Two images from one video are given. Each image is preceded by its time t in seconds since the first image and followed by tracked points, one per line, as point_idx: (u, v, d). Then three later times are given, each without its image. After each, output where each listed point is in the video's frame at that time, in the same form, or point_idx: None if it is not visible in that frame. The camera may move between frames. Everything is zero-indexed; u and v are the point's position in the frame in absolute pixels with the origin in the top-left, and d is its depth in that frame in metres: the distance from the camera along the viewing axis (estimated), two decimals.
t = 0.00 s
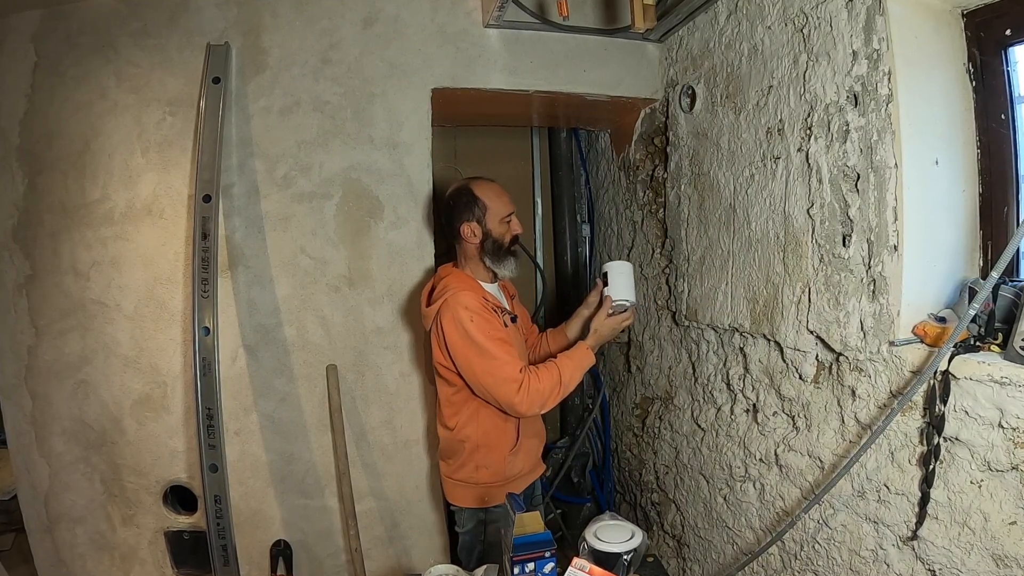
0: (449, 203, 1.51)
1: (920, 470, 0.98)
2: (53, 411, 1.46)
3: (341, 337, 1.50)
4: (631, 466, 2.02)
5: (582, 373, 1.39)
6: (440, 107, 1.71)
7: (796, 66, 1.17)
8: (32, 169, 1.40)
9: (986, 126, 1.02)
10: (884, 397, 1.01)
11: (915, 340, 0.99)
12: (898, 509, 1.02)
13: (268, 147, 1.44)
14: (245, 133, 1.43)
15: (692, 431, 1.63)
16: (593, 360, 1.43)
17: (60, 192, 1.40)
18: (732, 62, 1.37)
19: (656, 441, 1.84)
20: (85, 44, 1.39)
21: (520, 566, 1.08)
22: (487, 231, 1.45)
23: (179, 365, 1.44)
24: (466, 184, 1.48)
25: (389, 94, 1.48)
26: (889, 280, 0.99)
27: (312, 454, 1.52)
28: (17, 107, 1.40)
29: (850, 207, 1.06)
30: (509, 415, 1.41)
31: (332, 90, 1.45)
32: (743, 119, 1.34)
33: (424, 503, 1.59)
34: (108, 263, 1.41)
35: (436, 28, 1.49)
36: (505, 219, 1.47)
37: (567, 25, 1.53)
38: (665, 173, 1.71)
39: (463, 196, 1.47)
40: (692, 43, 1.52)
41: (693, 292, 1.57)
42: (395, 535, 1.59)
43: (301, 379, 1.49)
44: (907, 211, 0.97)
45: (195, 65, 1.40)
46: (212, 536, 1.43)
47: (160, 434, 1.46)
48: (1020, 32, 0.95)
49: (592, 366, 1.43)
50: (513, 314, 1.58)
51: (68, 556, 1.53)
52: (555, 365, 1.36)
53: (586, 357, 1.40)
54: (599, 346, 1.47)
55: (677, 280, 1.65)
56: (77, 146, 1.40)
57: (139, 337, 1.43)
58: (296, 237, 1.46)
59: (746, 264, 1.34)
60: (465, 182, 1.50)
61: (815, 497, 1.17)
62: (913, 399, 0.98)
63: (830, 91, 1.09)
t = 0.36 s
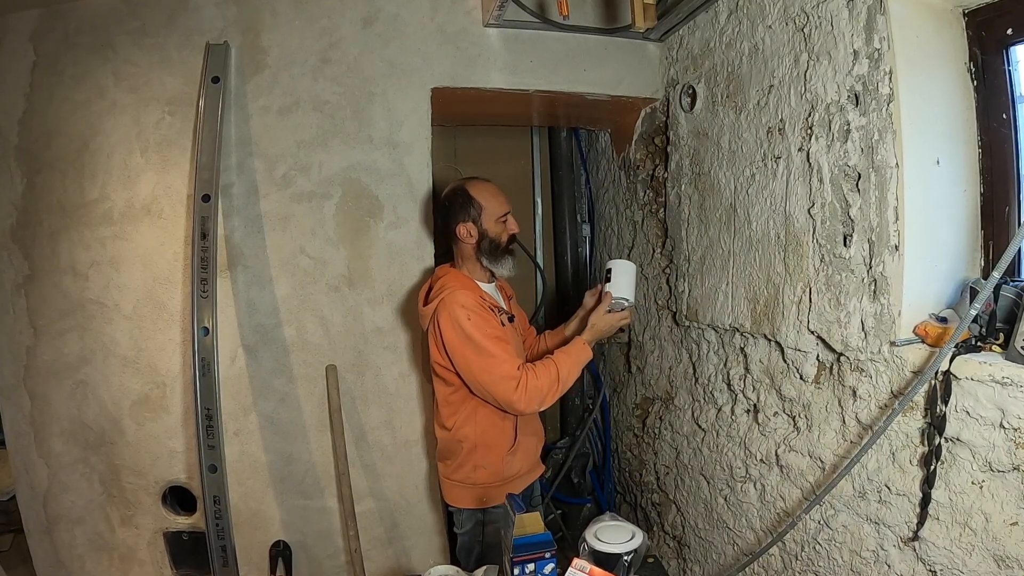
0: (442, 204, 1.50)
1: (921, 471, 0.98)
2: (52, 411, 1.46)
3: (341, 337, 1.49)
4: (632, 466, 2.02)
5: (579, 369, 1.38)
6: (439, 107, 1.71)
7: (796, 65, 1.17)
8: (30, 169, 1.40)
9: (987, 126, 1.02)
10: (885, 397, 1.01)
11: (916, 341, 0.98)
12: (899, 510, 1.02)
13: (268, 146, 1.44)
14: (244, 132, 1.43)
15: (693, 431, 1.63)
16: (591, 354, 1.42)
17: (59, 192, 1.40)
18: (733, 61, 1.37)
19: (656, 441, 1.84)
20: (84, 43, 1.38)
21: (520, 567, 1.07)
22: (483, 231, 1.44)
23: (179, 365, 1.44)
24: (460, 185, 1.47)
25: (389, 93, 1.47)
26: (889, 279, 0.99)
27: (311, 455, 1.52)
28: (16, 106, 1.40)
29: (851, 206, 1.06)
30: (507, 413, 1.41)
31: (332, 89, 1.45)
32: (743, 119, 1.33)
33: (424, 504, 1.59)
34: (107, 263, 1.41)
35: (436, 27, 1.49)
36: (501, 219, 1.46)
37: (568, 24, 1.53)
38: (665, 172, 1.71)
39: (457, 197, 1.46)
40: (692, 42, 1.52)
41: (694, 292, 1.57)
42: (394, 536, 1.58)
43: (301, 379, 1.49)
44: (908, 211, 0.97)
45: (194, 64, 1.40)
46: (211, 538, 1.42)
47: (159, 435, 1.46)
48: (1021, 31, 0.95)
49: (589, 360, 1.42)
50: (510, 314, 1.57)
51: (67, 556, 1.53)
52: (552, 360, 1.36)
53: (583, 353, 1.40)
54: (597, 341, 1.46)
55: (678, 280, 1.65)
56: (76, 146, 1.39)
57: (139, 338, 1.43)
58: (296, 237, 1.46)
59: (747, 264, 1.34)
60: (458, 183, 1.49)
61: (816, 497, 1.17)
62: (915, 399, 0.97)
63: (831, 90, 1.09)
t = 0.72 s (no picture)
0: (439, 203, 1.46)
1: (922, 471, 0.97)
2: (50, 411, 1.46)
3: (341, 337, 1.49)
4: (632, 466, 2.01)
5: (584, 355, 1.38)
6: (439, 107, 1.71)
7: (797, 65, 1.17)
8: (29, 169, 1.39)
9: (989, 125, 1.02)
10: (886, 397, 1.01)
11: (918, 341, 0.98)
12: (900, 510, 1.02)
13: (267, 146, 1.43)
14: (244, 132, 1.42)
15: (694, 432, 1.63)
16: (592, 340, 1.42)
17: (58, 192, 1.40)
18: (733, 60, 1.36)
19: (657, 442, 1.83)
20: (83, 42, 1.38)
21: (520, 567, 1.07)
22: (491, 226, 1.43)
23: (178, 365, 1.44)
24: (459, 184, 1.45)
25: (388, 93, 1.47)
26: (891, 279, 0.99)
27: (310, 455, 1.51)
28: (15, 106, 1.39)
29: (852, 206, 1.06)
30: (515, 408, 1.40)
31: (332, 89, 1.44)
32: (744, 119, 1.33)
33: (424, 504, 1.58)
34: (106, 263, 1.41)
35: (436, 27, 1.49)
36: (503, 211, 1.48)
37: (568, 24, 1.52)
38: (666, 172, 1.70)
39: (460, 196, 1.42)
40: (693, 41, 1.51)
41: (694, 291, 1.56)
42: (394, 537, 1.58)
43: (300, 379, 1.48)
44: (910, 211, 0.96)
45: (194, 63, 1.40)
46: (211, 538, 1.42)
47: (158, 435, 1.46)
48: (1022, 30, 0.95)
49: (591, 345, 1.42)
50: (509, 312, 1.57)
51: (66, 557, 1.53)
52: (556, 349, 1.35)
53: (584, 337, 1.40)
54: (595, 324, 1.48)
55: (678, 280, 1.64)
56: (75, 146, 1.39)
57: (138, 338, 1.43)
58: (296, 237, 1.45)
59: (747, 264, 1.33)
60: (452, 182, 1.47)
61: (817, 498, 1.16)
62: (916, 399, 0.97)
63: (832, 90, 1.09)
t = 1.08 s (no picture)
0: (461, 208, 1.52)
1: (923, 472, 0.97)
2: (48, 411, 1.45)
3: (340, 337, 1.49)
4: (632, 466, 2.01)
5: (572, 395, 1.39)
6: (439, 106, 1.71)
7: (798, 64, 1.16)
8: (28, 168, 1.39)
9: (990, 125, 1.01)
10: (887, 397, 1.01)
11: (919, 341, 0.98)
12: (901, 511, 1.01)
13: (267, 146, 1.43)
14: (243, 132, 1.42)
15: (694, 432, 1.62)
16: (586, 385, 1.43)
17: (57, 192, 1.39)
18: (734, 59, 1.36)
19: (657, 442, 1.83)
20: (81, 42, 1.38)
21: (520, 568, 1.06)
22: (512, 223, 1.50)
23: (177, 365, 1.43)
24: (475, 186, 1.51)
25: (388, 92, 1.47)
26: (892, 280, 0.98)
27: (310, 456, 1.51)
28: (13, 105, 1.39)
29: (853, 206, 1.05)
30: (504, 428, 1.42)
31: (331, 88, 1.44)
32: (745, 118, 1.33)
33: (423, 505, 1.58)
34: (104, 263, 1.40)
35: (435, 26, 1.48)
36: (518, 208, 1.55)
37: (568, 23, 1.52)
38: (666, 172, 1.70)
39: (480, 198, 1.48)
40: (693, 40, 1.51)
41: (695, 291, 1.56)
42: (394, 538, 1.58)
43: (300, 379, 1.48)
44: (911, 211, 0.96)
45: (193, 63, 1.39)
46: (209, 538, 1.42)
47: (157, 435, 1.45)
48: None
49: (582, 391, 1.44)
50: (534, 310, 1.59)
51: (64, 558, 1.52)
52: (547, 384, 1.36)
53: (576, 379, 1.41)
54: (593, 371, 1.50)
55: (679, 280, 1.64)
56: (73, 145, 1.39)
57: (136, 338, 1.42)
58: (295, 237, 1.45)
59: (748, 264, 1.33)
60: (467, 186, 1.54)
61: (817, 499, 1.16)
62: (917, 400, 0.97)
63: (833, 89, 1.08)
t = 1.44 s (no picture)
0: (490, 205, 1.62)
1: (924, 473, 0.97)
2: (47, 412, 1.45)
3: (339, 337, 1.48)
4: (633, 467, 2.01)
5: (573, 404, 1.45)
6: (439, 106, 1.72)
7: (799, 64, 1.16)
8: (27, 168, 1.39)
9: (992, 125, 1.01)
10: (888, 397, 1.00)
11: (920, 340, 0.97)
12: (902, 512, 1.01)
13: (266, 145, 1.42)
14: (243, 132, 1.41)
15: (695, 433, 1.62)
16: (589, 404, 1.48)
17: (56, 192, 1.39)
18: (735, 59, 1.36)
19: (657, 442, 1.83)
20: (80, 41, 1.37)
21: (520, 569, 1.06)
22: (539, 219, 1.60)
23: (176, 366, 1.43)
24: (504, 186, 1.62)
25: (388, 92, 1.46)
26: (893, 280, 0.98)
27: (309, 457, 1.50)
28: (13, 104, 1.39)
29: (854, 206, 1.05)
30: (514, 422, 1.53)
31: (330, 88, 1.44)
32: (746, 117, 1.32)
33: (424, 505, 1.58)
34: (104, 264, 1.40)
35: (435, 25, 1.48)
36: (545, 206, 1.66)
37: (568, 23, 1.52)
38: (667, 171, 1.70)
39: (508, 198, 1.59)
40: (694, 39, 1.50)
41: (695, 291, 1.56)
42: (393, 538, 1.57)
43: (299, 380, 1.48)
44: (911, 211, 0.96)
45: (192, 63, 1.39)
46: (208, 539, 1.42)
47: (156, 436, 1.45)
48: None
49: (585, 410, 1.49)
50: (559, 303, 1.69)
51: (63, 558, 1.52)
52: (551, 390, 1.44)
53: (581, 393, 1.47)
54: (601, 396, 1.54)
55: (679, 280, 1.64)
56: (72, 145, 1.38)
57: (136, 338, 1.42)
58: (294, 237, 1.44)
59: (748, 264, 1.33)
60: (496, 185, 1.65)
61: (818, 500, 1.16)
62: (918, 400, 0.96)
63: (834, 89, 1.08)
